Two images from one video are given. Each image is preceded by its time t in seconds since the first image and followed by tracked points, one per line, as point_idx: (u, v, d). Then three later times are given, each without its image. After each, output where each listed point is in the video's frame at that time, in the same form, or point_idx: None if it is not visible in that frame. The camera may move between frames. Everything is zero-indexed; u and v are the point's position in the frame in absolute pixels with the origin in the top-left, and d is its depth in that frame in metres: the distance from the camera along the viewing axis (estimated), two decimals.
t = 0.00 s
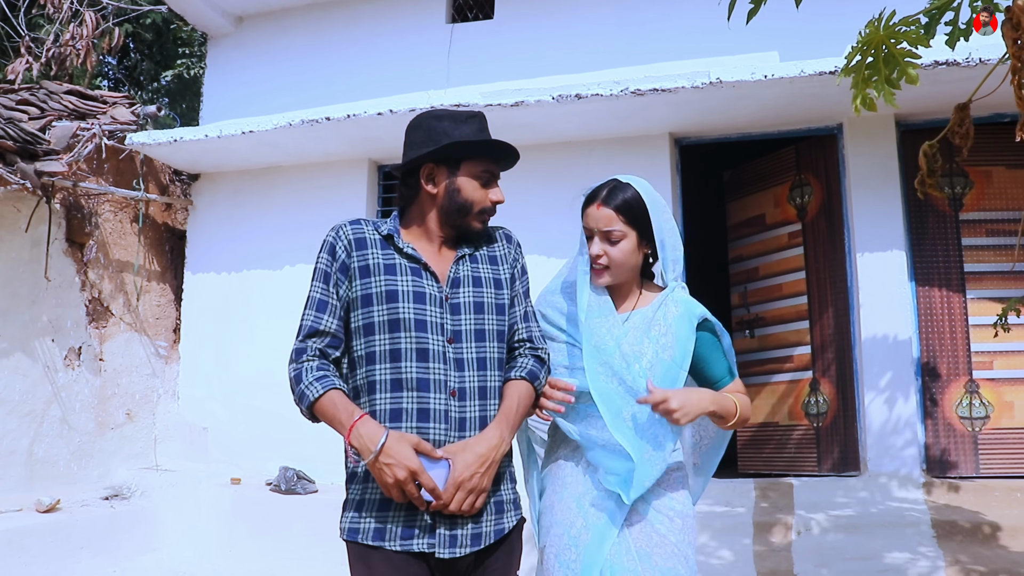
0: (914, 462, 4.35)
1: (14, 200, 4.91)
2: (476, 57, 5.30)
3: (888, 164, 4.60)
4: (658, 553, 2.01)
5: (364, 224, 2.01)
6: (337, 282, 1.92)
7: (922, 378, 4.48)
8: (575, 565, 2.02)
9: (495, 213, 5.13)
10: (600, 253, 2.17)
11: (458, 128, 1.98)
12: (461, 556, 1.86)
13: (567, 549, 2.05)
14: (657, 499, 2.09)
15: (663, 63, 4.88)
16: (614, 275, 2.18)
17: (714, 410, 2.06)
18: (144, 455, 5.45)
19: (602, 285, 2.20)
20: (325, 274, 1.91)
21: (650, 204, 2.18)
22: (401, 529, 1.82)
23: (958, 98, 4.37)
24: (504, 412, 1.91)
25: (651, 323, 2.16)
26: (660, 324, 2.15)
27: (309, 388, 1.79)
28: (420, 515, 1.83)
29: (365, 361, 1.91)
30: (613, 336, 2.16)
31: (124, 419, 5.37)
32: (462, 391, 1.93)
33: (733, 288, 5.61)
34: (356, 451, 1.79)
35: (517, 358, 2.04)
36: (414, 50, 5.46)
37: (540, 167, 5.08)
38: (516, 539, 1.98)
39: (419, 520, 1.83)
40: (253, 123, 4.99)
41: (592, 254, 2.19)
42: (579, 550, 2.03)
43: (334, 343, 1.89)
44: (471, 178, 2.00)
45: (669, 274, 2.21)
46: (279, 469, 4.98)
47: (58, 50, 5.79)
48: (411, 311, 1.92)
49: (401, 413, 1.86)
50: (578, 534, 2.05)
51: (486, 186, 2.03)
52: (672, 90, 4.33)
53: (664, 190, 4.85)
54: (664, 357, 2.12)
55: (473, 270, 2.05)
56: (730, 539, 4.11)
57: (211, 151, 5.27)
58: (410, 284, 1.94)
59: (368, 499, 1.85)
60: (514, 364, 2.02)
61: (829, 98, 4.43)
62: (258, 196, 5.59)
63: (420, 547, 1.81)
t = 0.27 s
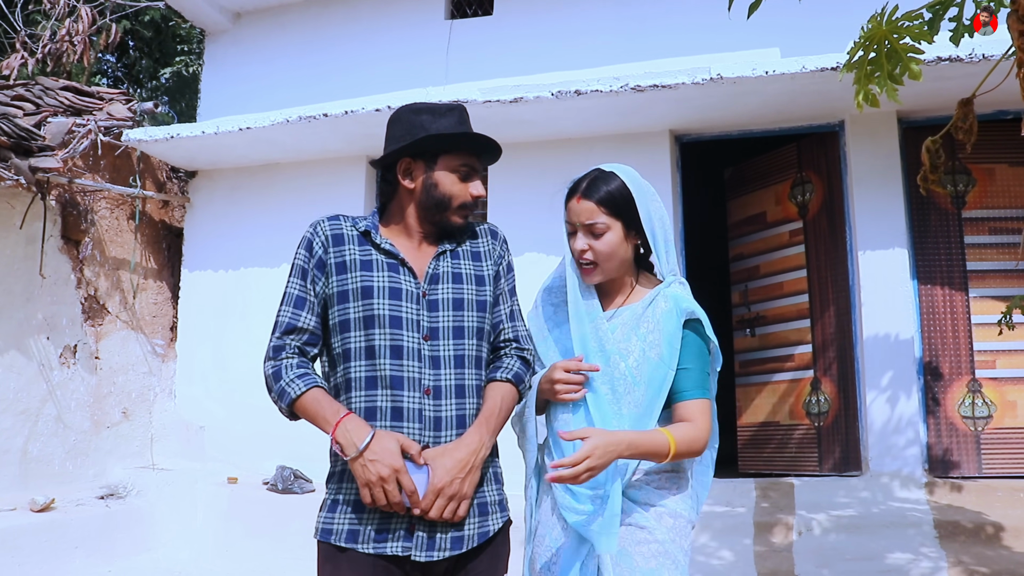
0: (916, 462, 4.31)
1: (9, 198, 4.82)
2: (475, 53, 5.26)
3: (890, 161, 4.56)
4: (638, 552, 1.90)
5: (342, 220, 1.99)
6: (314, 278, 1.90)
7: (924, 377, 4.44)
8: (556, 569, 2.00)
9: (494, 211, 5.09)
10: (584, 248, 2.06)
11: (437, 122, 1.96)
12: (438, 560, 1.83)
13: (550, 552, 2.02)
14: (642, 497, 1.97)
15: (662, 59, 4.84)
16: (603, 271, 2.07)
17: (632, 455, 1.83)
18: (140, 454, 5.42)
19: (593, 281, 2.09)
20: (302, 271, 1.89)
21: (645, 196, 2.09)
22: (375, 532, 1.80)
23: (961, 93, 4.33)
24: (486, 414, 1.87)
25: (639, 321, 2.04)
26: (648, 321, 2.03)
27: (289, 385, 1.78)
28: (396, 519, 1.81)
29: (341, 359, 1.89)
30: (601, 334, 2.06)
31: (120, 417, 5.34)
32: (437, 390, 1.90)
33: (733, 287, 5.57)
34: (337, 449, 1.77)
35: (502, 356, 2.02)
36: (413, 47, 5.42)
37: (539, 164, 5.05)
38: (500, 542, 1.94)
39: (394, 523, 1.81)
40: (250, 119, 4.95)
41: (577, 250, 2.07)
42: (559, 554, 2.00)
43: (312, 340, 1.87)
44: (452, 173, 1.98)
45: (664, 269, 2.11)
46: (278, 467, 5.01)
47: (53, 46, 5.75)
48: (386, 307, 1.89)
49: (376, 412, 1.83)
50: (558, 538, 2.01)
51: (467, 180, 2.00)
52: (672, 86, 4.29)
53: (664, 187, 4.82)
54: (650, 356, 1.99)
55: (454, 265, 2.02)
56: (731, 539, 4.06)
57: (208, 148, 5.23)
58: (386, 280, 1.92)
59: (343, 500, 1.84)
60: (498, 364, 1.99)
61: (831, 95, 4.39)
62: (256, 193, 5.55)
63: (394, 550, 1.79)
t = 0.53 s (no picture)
0: (922, 460, 4.23)
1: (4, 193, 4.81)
2: (475, 47, 5.21)
3: (895, 156, 4.51)
4: (639, 563, 1.82)
5: (298, 206, 2.05)
6: (267, 267, 1.98)
7: (929, 373, 4.39)
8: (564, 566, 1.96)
9: (494, 206, 5.03)
10: (585, 221, 1.93)
11: (394, 101, 2.02)
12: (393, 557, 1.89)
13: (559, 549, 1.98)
14: (641, 500, 1.86)
15: (665, 53, 4.79)
16: (606, 246, 1.94)
17: (499, 445, 1.69)
18: (137, 452, 5.37)
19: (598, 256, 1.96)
20: (255, 258, 1.97)
21: (657, 168, 1.94)
22: (328, 530, 1.86)
23: (967, 86, 4.26)
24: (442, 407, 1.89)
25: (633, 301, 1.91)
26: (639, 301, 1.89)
27: (239, 377, 1.85)
28: (349, 516, 1.87)
29: (292, 350, 1.96)
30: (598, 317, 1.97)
31: (117, 415, 5.28)
32: (387, 382, 1.95)
33: (736, 283, 5.51)
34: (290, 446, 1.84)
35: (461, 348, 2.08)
36: (413, 41, 5.37)
37: (540, 158, 4.99)
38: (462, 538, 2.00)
39: (348, 521, 1.87)
40: (248, 114, 4.90)
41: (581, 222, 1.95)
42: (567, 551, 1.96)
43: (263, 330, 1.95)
44: (409, 157, 2.04)
45: (670, 248, 1.95)
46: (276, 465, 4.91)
47: (49, 40, 5.70)
48: (337, 299, 1.96)
49: (324, 405, 1.91)
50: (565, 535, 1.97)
51: (424, 164, 2.05)
52: (674, 80, 4.24)
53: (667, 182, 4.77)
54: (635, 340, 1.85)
55: (411, 253, 2.07)
56: (734, 538, 4.02)
57: (205, 143, 5.19)
58: (338, 270, 1.99)
59: (295, 496, 1.90)
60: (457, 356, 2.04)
61: (835, 88, 4.34)
62: (254, 189, 5.50)
63: (346, 548, 1.85)
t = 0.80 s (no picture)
0: (929, 458, 4.19)
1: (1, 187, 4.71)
2: (477, 41, 5.16)
3: (901, 150, 4.47)
4: (653, 564, 1.79)
5: (294, 195, 2.03)
6: (262, 255, 1.96)
7: (936, 370, 4.34)
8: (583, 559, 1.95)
9: (496, 202, 4.99)
10: (593, 196, 1.92)
11: (384, 86, 1.99)
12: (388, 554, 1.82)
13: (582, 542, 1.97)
14: (656, 499, 1.83)
15: (668, 47, 4.74)
16: (614, 224, 1.93)
17: (480, 427, 1.69)
18: (136, 449, 5.32)
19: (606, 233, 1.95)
20: (250, 246, 1.96)
21: (669, 141, 1.92)
22: (319, 525, 1.81)
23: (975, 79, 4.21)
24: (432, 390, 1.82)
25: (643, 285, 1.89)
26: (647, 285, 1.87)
27: (227, 366, 1.84)
28: (340, 512, 1.82)
29: (286, 339, 1.93)
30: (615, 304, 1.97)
31: (115, 412, 5.23)
32: (380, 371, 1.89)
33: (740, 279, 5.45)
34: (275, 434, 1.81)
35: (468, 334, 1.98)
36: (414, 36, 5.32)
37: (542, 153, 4.94)
38: (465, 535, 1.92)
39: (339, 517, 1.81)
40: (248, 108, 4.85)
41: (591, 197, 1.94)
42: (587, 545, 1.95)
43: (258, 319, 1.93)
44: (401, 142, 1.99)
45: (683, 225, 1.92)
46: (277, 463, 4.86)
47: (47, 33, 5.65)
48: (328, 285, 1.91)
49: (315, 395, 1.86)
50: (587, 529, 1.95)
51: (417, 149, 2.00)
52: (679, 72, 4.20)
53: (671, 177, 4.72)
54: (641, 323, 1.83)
55: (407, 239, 2.00)
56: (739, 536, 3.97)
57: (204, 137, 5.14)
58: (329, 256, 1.94)
59: (286, 490, 1.86)
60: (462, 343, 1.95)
61: (841, 81, 4.28)
62: (254, 184, 5.46)
63: (338, 544, 1.80)
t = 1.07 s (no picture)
0: (936, 459, 4.17)
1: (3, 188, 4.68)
2: (481, 41, 5.14)
3: (908, 151, 4.45)
4: (666, 572, 1.78)
5: (313, 204, 2.02)
6: (284, 266, 1.95)
7: (944, 371, 4.32)
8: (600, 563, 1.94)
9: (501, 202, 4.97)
10: (619, 183, 1.93)
11: (404, 89, 1.96)
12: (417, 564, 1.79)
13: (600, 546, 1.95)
14: (667, 506, 1.81)
15: (674, 46, 4.72)
16: (636, 212, 1.93)
17: (524, 439, 1.66)
18: (138, 451, 5.31)
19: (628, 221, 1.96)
20: (272, 259, 1.95)
21: (704, 138, 1.90)
22: (347, 535, 1.80)
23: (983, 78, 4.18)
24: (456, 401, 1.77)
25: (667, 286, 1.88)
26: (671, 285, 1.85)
27: (258, 384, 1.82)
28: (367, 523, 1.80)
29: (313, 347, 1.91)
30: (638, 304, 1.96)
31: (117, 414, 5.21)
32: (405, 375, 1.87)
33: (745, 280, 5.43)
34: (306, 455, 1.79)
35: (494, 333, 1.94)
36: (418, 35, 5.30)
37: (547, 153, 4.92)
38: (496, 543, 1.90)
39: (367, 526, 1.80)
40: (251, 108, 4.82)
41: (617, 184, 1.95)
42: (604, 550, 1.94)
43: (286, 332, 1.92)
44: (424, 143, 1.97)
45: (709, 223, 1.90)
46: (279, 465, 4.83)
47: (49, 33, 5.62)
48: (350, 290, 1.90)
49: (342, 402, 1.85)
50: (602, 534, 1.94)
51: (440, 149, 1.98)
52: (685, 72, 4.17)
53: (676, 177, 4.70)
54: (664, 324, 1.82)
55: (428, 240, 1.98)
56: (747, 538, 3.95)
57: (207, 137, 5.11)
58: (351, 262, 1.92)
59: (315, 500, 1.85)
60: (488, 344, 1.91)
61: (848, 80, 4.26)
62: (256, 184, 5.43)
63: (367, 553, 1.78)
